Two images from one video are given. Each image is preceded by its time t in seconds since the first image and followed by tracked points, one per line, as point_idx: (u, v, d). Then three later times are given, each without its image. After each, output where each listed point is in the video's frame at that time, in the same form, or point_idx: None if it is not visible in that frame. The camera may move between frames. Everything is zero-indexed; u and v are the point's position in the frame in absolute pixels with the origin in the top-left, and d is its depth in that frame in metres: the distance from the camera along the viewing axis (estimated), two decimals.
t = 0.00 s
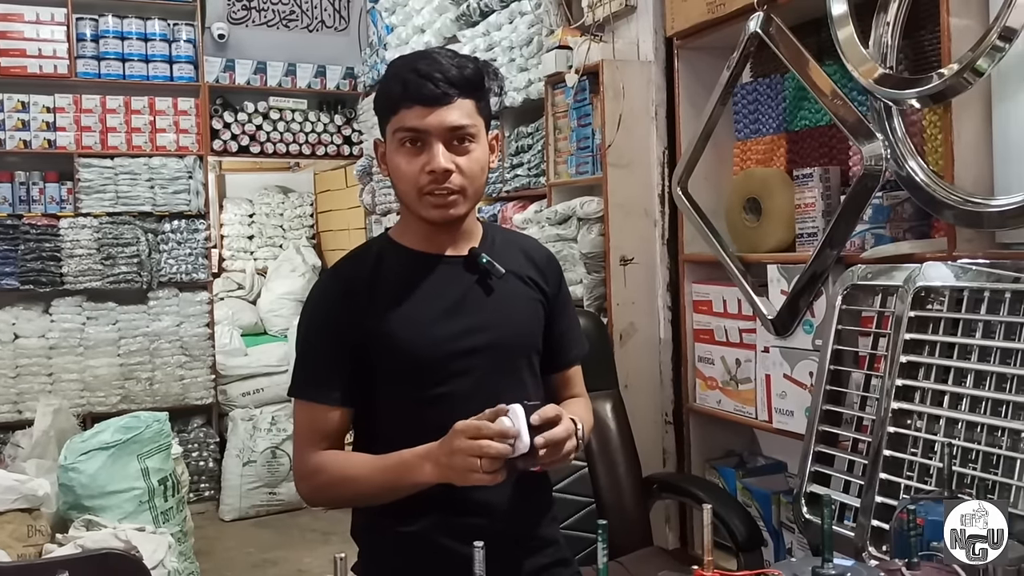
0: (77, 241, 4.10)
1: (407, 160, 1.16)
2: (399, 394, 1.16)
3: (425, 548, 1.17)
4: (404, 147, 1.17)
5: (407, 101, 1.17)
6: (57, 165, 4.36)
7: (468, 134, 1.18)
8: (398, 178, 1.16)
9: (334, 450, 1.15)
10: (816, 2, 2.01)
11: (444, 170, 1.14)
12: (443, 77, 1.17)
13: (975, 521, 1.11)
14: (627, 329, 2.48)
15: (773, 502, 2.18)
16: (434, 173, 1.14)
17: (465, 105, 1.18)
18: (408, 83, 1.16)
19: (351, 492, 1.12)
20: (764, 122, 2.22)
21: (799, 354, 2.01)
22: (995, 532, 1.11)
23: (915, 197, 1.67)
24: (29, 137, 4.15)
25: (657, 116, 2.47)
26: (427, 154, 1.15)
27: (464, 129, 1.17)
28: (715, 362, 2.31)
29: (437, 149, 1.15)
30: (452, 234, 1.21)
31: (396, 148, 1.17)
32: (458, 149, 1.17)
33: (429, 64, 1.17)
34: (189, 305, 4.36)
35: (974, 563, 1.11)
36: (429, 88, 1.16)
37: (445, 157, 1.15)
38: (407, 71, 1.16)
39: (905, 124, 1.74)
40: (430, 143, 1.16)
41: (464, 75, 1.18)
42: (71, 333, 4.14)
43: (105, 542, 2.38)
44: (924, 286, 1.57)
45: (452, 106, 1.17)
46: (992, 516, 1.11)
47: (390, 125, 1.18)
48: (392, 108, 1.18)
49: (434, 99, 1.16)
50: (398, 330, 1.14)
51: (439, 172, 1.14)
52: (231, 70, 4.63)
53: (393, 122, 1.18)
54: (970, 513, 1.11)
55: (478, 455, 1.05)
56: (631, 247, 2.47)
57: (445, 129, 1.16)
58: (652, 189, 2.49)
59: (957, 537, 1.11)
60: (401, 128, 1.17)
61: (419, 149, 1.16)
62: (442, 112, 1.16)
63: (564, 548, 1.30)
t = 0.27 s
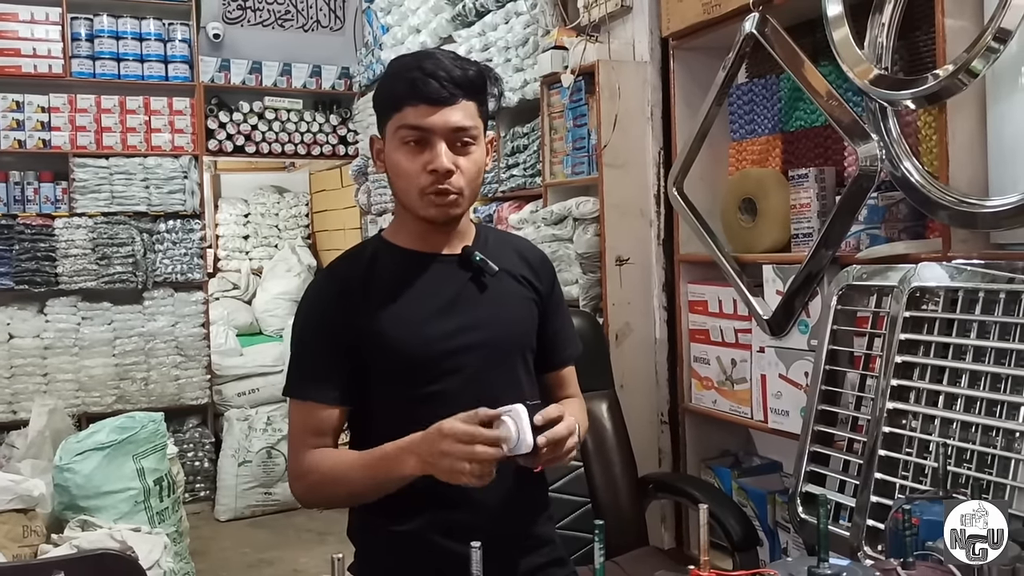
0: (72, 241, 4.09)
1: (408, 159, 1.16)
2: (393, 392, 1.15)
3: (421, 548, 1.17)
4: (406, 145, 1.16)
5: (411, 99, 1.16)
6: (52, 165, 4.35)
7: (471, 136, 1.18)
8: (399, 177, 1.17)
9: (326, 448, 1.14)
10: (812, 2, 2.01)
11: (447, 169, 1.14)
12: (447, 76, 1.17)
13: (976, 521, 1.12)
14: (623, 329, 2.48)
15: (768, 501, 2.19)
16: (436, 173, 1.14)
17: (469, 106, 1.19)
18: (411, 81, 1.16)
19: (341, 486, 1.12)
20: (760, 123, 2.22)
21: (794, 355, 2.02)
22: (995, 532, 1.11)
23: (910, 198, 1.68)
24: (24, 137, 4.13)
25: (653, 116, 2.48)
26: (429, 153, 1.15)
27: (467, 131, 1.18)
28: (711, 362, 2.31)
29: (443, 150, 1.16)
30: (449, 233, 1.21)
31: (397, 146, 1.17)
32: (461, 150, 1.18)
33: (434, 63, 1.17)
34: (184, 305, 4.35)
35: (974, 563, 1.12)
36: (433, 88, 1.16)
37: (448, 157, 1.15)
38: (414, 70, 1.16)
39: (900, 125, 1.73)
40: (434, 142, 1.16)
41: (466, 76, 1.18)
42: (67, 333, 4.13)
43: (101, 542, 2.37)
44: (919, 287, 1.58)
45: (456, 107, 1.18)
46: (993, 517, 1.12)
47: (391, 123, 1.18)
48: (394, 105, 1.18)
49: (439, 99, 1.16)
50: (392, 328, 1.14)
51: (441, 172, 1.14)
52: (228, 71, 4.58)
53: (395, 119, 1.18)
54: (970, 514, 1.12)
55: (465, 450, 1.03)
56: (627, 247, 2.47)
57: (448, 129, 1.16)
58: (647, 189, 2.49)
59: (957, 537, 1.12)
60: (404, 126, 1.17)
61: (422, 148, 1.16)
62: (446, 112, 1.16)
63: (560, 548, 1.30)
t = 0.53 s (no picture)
0: (70, 241, 4.08)
1: (412, 155, 1.16)
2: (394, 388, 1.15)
3: (421, 547, 1.17)
4: (411, 141, 1.16)
5: (417, 97, 1.17)
6: (50, 165, 4.35)
7: (474, 134, 1.18)
8: (402, 172, 1.16)
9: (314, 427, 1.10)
10: (811, 2, 2.02)
11: (451, 166, 1.14)
12: (453, 74, 1.17)
13: (975, 521, 1.12)
14: (622, 329, 2.48)
15: (768, 501, 2.19)
16: (441, 169, 1.14)
17: (474, 105, 1.19)
18: (418, 78, 1.17)
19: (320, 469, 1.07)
20: (759, 122, 2.23)
21: (793, 354, 2.02)
22: (995, 531, 1.11)
23: (910, 197, 1.68)
24: (22, 136, 4.13)
25: (652, 116, 2.48)
26: (434, 150, 1.15)
27: (473, 130, 1.18)
28: (710, 362, 2.31)
29: (448, 147, 1.16)
30: (450, 231, 1.21)
31: (402, 142, 1.17)
32: (465, 148, 1.18)
33: (440, 61, 1.17)
34: (183, 305, 4.34)
35: (974, 562, 1.11)
36: (440, 85, 1.16)
37: (453, 154, 1.15)
38: (421, 67, 1.17)
39: (899, 124, 1.73)
40: (438, 139, 1.16)
41: (471, 75, 1.18)
42: (65, 333, 4.12)
43: (99, 542, 2.37)
44: (918, 286, 1.57)
45: (458, 105, 1.18)
46: (992, 516, 1.12)
47: (396, 118, 1.18)
48: (399, 101, 1.18)
49: (446, 97, 1.16)
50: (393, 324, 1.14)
51: (446, 168, 1.14)
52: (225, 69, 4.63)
53: (400, 115, 1.17)
54: (970, 513, 1.12)
55: (401, 310, 0.99)
56: (626, 246, 2.47)
57: (454, 126, 1.16)
58: (646, 188, 2.49)
59: (957, 536, 1.12)
60: (409, 122, 1.16)
61: (428, 144, 1.16)
62: (451, 109, 1.17)
63: (559, 547, 1.30)
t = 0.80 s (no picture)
0: (65, 240, 4.07)
1: (407, 152, 1.16)
2: (394, 385, 1.15)
3: (416, 546, 1.17)
4: (406, 138, 1.16)
5: (414, 94, 1.17)
6: (45, 164, 4.34)
7: (470, 132, 1.18)
8: (397, 170, 1.16)
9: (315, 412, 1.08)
10: (807, 2, 2.02)
11: (444, 163, 1.13)
12: (450, 72, 1.18)
13: (976, 521, 1.08)
14: (618, 329, 2.48)
15: (763, 501, 2.19)
16: (433, 166, 1.14)
17: (470, 103, 1.19)
18: (415, 76, 1.17)
19: (316, 461, 1.07)
20: (754, 122, 2.23)
21: (789, 353, 2.02)
22: (995, 531, 1.08)
23: (905, 197, 1.68)
24: (17, 136, 4.12)
25: (648, 116, 2.47)
26: (427, 147, 1.15)
27: (467, 127, 1.18)
28: (706, 362, 2.31)
29: (439, 143, 1.15)
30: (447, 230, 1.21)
31: (397, 139, 1.17)
32: (459, 146, 1.17)
33: (438, 59, 1.18)
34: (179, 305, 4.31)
35: (975, 563, 1.08)
36: (436, 83, 1.17)
37: (446, 151, 1.14)
38: (418, 65, 1.17)
39: (894, 124, 1.74)
40: (432, 136, 1.16)
41: (470, 74, 1.19)
42: (60, 333, 4.11)
43: (94, 542, 2.36)
44: (914, 286, 1.58)
45: (454, 104, 1.17)
46: (993, 516, 1.08)
47: (393, 115, 1.18)
48: (396, 99, 1.18)
49: (441, 94, 1.17)
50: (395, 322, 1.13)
51: (438, 166, 1.14)
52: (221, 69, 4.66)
53: (397, 112, 1.18)
54: (970, 513, 1.08)
55: (381, 253, 1.01)
56: (622, 246, 2.47)
57: (448, 123, 1.16)
58: (642, 188, 2.49)
59: (957, 536, 1.08)
60: (405, 119, 1.16)
61: (421, 142, 1.16)
62: (447, 107, 1.16)
63: (555, 547, 1.30)
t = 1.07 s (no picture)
0: (59, 240, 4.05)
1: (403, 149, 1.16)
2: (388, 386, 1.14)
3: (409, 547, 1.16)
4: (402, 135, 1.16)
5: (409, 92, 1.17)
6: (39, 164, 4.32)
7: (466, 129, 1.18)
8: (393, 168, 1.16)
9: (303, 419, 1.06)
10: (802, 2, 2.02)
11: (440, 160, 1.13)
12: (445, 70, 1.17)
13: (975, 521, 1.07)
14: (612, 328, 2.48)
15: (758, 501, 2.19)
16: (430, 163, 1.13)
17: (466, 100, 1.19)
18: (410, 74, 1.17)
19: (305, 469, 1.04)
20: (749, 122, 2.23)
21: (783, 353, 2.02)
22: (995, 532, 1.07)
23: (899, 196, 1.68)
24: (11, 135, 4.11)
25: (643, 115, 2.48)
26: (424, 144, 1.15)
27: (462, 124, 1.18)
28: (700, 361, 2.32)
29: (436, 140, 1.15)
30: (444, 230, 1.20)
31: (394, 137, 1.17)
32: (455, 143, 1.17)
33: (433, 57, 1.18)
34: (173, 305, 4.34)
35: (974, 563, 1.07)
36: (431, 80, 1.17)
37: (442, 148, 1.14)
38: (413, 63, 1.17)
39: (888, 124, 1.75)
40: (429, 134, 1.16)
41: (465, 71, 1.19)
42: (54, 333, 4.10)
43: (88, 543, 2.36)
44: (907, 285, 1.58)
45: (450, 101, 1.18)
46: (992, 516, 1.07)
47: (389, 114, 1.18)
48: (392, 97, 1.18)
49: (436, 91, 1.17)
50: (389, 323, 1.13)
51: (435, 162, 1.13)
52: (215, 68, 4.62)
53: (392, 111, 1.18)
54: (969, 513, 1.07)
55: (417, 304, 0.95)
56: (617, 246, 2.47)
57: (444, 120, 1.16)
58: (637, 188, 2.49)
59: (956, 536, 1.07)
60: (401, 117, 1.17)
61: (417, 139, 1.16)
62: (441, 104, 1.17)
63: (549, 547, 1.30)
